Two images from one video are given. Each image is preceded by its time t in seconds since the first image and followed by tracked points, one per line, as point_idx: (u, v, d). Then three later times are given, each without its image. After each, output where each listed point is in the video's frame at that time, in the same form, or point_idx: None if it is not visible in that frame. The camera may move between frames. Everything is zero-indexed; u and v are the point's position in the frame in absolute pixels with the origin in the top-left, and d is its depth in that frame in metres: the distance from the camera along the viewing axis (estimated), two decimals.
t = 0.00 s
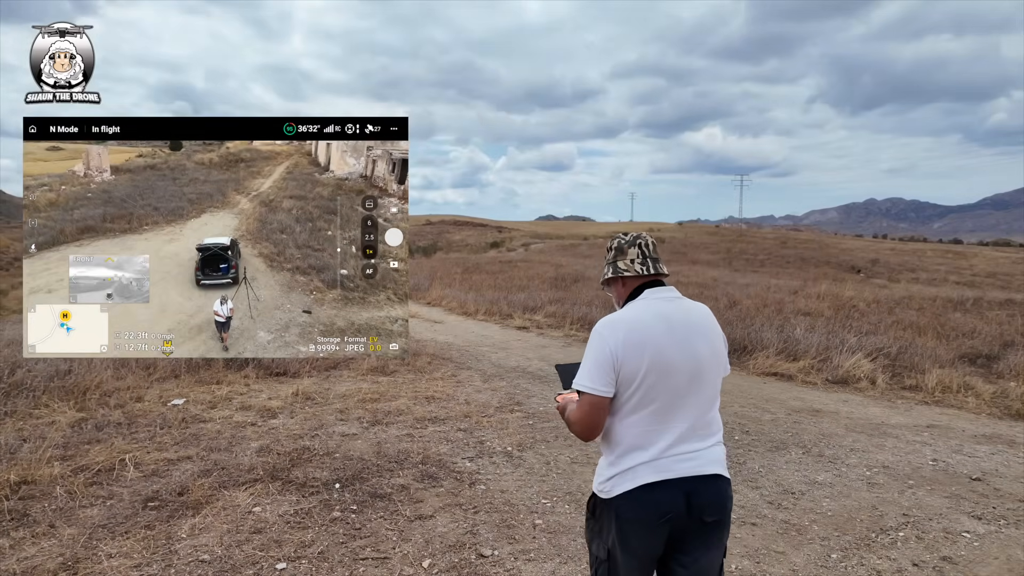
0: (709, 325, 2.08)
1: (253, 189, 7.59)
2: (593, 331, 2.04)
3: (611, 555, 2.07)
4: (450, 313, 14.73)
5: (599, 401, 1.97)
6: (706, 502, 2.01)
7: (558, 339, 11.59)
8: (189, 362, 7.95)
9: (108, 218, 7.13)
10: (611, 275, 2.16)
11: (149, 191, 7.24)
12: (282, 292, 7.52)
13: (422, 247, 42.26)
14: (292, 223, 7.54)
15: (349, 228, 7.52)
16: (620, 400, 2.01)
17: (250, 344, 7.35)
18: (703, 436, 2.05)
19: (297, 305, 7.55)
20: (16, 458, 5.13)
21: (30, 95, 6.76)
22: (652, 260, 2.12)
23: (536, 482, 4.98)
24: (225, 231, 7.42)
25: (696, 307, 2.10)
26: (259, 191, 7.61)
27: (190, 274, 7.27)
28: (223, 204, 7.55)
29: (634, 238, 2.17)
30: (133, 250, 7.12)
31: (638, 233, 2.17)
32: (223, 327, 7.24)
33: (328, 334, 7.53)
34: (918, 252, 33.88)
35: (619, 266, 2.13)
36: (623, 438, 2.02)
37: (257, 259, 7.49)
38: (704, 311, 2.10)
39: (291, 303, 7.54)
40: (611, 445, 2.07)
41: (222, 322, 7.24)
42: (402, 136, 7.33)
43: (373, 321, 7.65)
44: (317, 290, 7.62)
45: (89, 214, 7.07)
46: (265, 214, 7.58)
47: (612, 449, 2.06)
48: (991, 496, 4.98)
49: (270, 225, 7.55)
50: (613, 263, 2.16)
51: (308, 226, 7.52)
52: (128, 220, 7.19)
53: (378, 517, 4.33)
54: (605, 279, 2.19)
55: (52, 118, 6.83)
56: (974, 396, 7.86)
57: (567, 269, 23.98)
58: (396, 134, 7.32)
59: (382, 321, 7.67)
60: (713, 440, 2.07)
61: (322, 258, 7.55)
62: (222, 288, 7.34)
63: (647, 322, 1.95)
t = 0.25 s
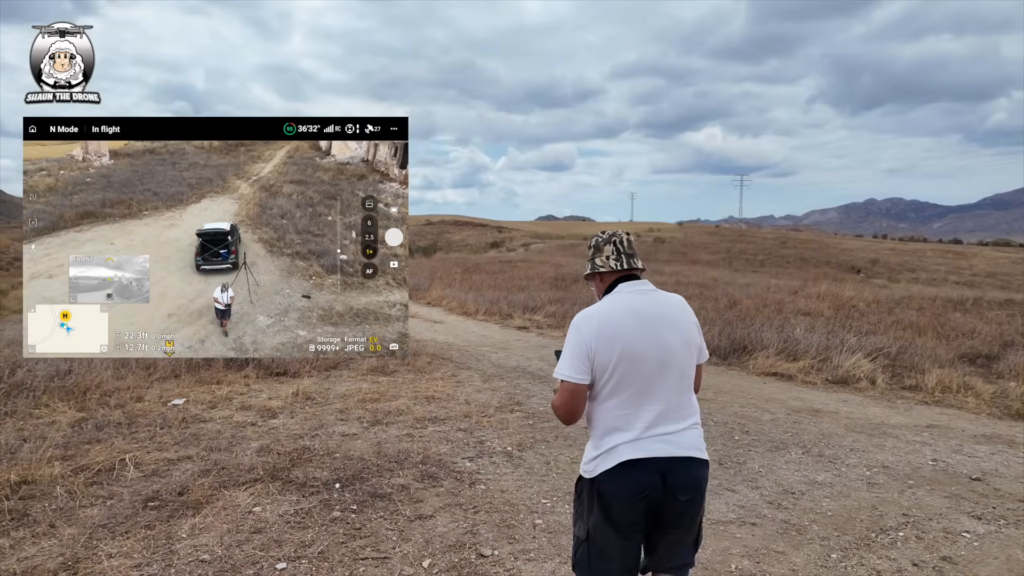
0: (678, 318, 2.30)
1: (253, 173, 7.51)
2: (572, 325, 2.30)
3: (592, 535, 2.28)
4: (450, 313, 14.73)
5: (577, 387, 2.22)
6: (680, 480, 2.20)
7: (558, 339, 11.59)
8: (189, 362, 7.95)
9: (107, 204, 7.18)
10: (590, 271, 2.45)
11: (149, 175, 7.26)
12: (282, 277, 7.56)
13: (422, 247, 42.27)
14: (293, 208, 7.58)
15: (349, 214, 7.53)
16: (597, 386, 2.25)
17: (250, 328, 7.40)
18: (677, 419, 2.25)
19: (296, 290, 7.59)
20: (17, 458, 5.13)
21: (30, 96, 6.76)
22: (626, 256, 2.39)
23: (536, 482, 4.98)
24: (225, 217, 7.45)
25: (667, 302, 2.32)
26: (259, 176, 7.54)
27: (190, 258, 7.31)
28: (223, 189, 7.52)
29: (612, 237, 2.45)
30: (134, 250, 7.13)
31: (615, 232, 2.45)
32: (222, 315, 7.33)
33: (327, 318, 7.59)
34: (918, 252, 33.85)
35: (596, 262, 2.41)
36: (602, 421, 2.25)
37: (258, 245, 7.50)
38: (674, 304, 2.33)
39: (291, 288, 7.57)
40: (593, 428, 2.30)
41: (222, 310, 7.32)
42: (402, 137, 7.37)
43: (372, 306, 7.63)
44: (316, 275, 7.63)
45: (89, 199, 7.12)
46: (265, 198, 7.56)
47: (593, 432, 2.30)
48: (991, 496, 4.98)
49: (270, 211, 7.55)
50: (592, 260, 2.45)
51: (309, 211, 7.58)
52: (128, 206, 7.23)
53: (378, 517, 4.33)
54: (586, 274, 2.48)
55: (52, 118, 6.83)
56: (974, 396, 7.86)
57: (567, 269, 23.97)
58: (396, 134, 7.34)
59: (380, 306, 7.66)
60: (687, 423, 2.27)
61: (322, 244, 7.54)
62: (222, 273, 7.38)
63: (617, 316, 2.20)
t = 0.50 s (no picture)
0: (673, 313, 2.39)
1: (253, 164, 7.42)
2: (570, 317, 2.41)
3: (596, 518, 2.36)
4: (450, 314, 14.74)
5: (573, 374, 2.34)
6: (673, 465, 2.31)
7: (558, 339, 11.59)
8: (189, 362, 7.95)
9: (107, 194, 7.11)
10: (592, 266, 2.55)
11: (149, 166, 7.13)
12: (282, 269, 7.55)
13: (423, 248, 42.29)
14: (292, 199, 7.50)
15: (349, 205, 7.54)
16: (592, 375, 2.37)
17: (250, 319, 7.42)
18: (668, 408, 2.36)
19: (296, 281, 7.59)
20: (17, 458, 5.14)
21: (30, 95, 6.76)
22: (626, 253, 2.48)
23: (536, 482, 4.98)
24: (225, 208, 7.40)
25: (663, 297, 2.41)
26: (259, 167, 7.44)
27: (190, 249, 7.29)
28: (223, 179, 7.39)
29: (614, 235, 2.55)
30: (134, 250, 7.14)
31: (618, 230, 2.55)
32: (222, 308, 7.34)
33: (326, 309, 7.56)
34: (918, 253, 33.84)
35: (598, 258, 2.51)
36: (596, 409, 2.36)
37: (258, 236, 7.47)
38: (670, 300, 2.42)
39: (291, 279, 7.57)
40: (588, 414, 2.42)
41: (221, 302, 7.33)
42: (403, 137, 7.40)
43: (371, 297, 7.63)
44: (316, 266, 7.63)
45: (88, 189, 7.04)
46: (265, 189, 7.46)
47: (588, 418, 2.41)
48: (991, 495, 4.98)
49: (270, 201, 7.48)
50: (594, 256, 2.55)
51: (309, 202, 7.52)
52: (128, 196, 7.18)
53: (378, 516, 4.34)
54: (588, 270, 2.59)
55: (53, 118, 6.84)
56: (974, 396, 7.86)
57: (567, 269, 23.96)
58: (396, 135, 7.37)
59: (380, 297, 7.65)
60: (678, 413, 2.37)
61: (322, 235, 7.54)
62: (222, 264, 7.38)
63: (612, 309, 2.30)
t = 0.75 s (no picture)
0: (688, 321, 2.47)
1: (253, 163, 7.39)
2: (590, 320, 2.43)
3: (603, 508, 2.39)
4: (450, 313, 14.75)
5: (591, 374, 2.35)
6: (682, 460, 2.38)
7: (558, 339, 11.59)
8: (189, 362, 7.95)
9: (106, 193, 7.09)
10: (612, 273, 2.55)
11: (149, 165, 7.11)
12: (282, 267, 7.54)
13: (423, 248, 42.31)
14: (292, 198, 7.43)
15: (350, 203, 7.54)
16: (609, 376, 2.39)
17: (250, 318, 7.42)
18: (680, 411, 2.42)
19: (296, 280, 7.59)
20: (17, 458, 5.13)
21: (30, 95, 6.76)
22: (648, 263, 2.50)
23: (536, 482, 4.98)
24: (225, 207, 7.38)
25: (679, 306, 2.48)
26: (259, 165, 7.39)
27: (190, 249, 7.31)
28: (223, 178, 7.37)
29: (635, 243, 2.55)
30: (133, 250, 7.14)
31: (639, 238, 2.55)
32: (221, 308, 7.35)
33: (326, 308, 7.57)
34: (918, 253, 33.83)
35: (620, 266, 2.51)
36: (612, 409, 2.39)
37: (258, 235, 7.45)
38: (685, 309, 2.49)
39: (291, 278, 7.57)
40: (601, 414, 2.44)
41: (220, 304, 7.34)
42: (403, 137, 7.40)
43: (371, 296, 7.63)
44: (316, 265, 7.62)
45: (88, 188, 7.02)
46: (265, 188, 7.41)
47: (601, 417, 2.44)
48: (991, 496, 4.98)
49: (270, 200, 7.41)
50: (615, 263, 2.55)
51: (309, 201, 7.47)
52: (127, 194, 7.15)
53: (378, 516, 4.34)
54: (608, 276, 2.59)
55: (53, 118, 6.85)
56: (974, 396, 7.86)
57: (567, 269, 23.97)
58: (396, 135, 7.39)
59: (380, 296, 7.65)
60: (688, 416, 2.44)
61: (322, 234, 7.52)
62: (222, 263, 7.39)
63: (634, 314, 2.35)
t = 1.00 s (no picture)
0: (699, 320, 2.72)
1: (253, 163, 7.45)
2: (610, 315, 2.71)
3: (607, 477, 2.75)
4: (451, 313, 14.75)
5: (607, 364, 2.62)
6: (683, 449, 2.62)
7: (558, 339, 11.60)
8: (190, 362, 7.96)
9: (107, 193, 7.15)
10: (629, 270, 2.82)
11: (149, 166, 7.16)
12: (282, 267, 7.57)
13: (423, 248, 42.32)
14: (292, 198, 7.53)
15: (349, 204, 7.57)
16: (624, 366, 2.66)
17: (250, 317, 7.44)
18: (687, 401, 2.67)
19: (296, 280, 7.62)
20: (18, 457, 5.15)
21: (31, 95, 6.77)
22: (662, 260, 2.77)
23: (536, 482, 4.99)
24: (225, 207, 7.41)
25: (692, 305, 2.73)
26: (259, 166, 7.46)
27: (190, 248, 7.31)
28: (223, 178, 7.41)
29: (649, 243, 2.83)
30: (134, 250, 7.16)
31: (653, 238, 2.83)
32: (216, 313, 7.35)
33: (326, 307, 7.62)
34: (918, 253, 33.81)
35: (637, 263, 2.78)
36: (624, 396, 2.65)
37: (257, 235, 7.48)
38: (697, 308, 2.74)
39: (290, 277, 7.60)
40: (614, 400, 2.71)
41: (215, 308, 7.33)
42: (403, 137, 7.42)
43: (370, 295, 7.70)
44: (316, 265, 7.65)
45: (89, 188, 7.06)
46: (265, 187, 7.48)
47: (614, 403, 2.71)
48: (990, 495, 4.99)
49: (270, 200, 7.51)
50: (631, 261, 2.82)
51: (308, 202, 7.56)
52: (127, 195, 7.21)
53: (378, 516, 4.35)
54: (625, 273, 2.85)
55: (52, 118, 6.82)
56: (974, 396, 7.87)
57: (567, 269, 23.96)
58: (396, 135, 7.39)
59: (379, 295, 7.71)
60: (694, 406, 2.69)
61: (321, 234, 7.59)
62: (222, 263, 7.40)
63: (649, 311, 2.61)
